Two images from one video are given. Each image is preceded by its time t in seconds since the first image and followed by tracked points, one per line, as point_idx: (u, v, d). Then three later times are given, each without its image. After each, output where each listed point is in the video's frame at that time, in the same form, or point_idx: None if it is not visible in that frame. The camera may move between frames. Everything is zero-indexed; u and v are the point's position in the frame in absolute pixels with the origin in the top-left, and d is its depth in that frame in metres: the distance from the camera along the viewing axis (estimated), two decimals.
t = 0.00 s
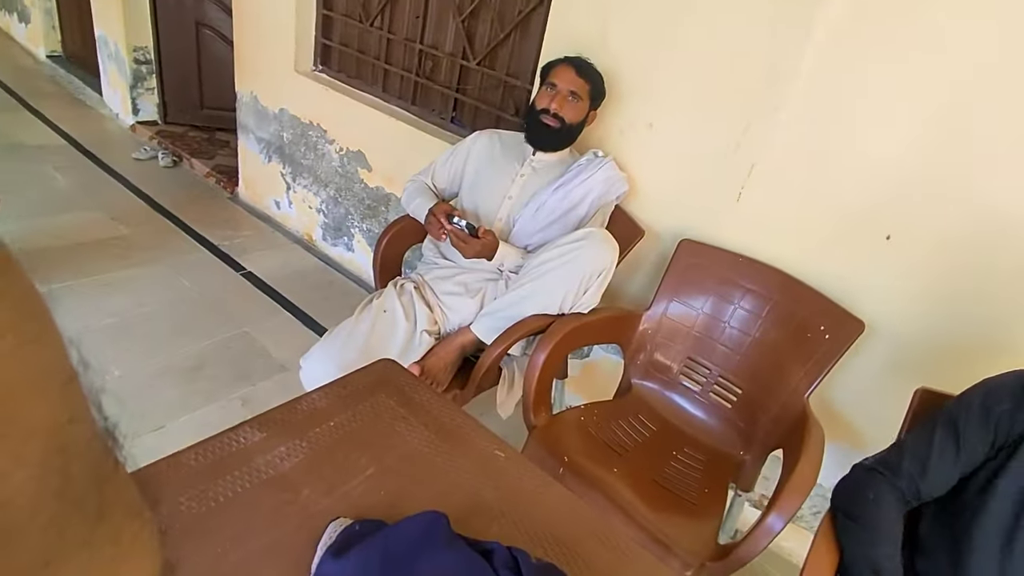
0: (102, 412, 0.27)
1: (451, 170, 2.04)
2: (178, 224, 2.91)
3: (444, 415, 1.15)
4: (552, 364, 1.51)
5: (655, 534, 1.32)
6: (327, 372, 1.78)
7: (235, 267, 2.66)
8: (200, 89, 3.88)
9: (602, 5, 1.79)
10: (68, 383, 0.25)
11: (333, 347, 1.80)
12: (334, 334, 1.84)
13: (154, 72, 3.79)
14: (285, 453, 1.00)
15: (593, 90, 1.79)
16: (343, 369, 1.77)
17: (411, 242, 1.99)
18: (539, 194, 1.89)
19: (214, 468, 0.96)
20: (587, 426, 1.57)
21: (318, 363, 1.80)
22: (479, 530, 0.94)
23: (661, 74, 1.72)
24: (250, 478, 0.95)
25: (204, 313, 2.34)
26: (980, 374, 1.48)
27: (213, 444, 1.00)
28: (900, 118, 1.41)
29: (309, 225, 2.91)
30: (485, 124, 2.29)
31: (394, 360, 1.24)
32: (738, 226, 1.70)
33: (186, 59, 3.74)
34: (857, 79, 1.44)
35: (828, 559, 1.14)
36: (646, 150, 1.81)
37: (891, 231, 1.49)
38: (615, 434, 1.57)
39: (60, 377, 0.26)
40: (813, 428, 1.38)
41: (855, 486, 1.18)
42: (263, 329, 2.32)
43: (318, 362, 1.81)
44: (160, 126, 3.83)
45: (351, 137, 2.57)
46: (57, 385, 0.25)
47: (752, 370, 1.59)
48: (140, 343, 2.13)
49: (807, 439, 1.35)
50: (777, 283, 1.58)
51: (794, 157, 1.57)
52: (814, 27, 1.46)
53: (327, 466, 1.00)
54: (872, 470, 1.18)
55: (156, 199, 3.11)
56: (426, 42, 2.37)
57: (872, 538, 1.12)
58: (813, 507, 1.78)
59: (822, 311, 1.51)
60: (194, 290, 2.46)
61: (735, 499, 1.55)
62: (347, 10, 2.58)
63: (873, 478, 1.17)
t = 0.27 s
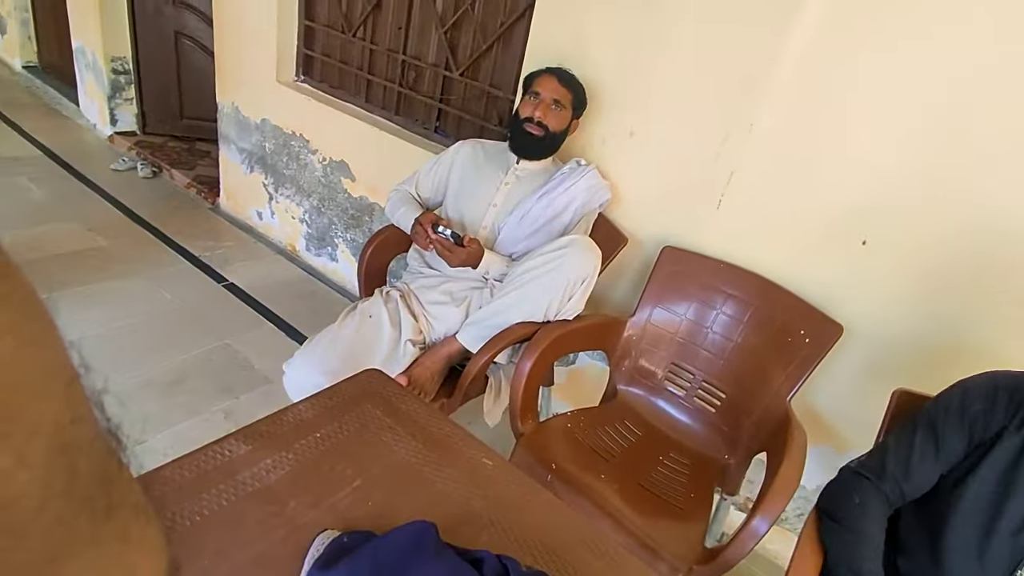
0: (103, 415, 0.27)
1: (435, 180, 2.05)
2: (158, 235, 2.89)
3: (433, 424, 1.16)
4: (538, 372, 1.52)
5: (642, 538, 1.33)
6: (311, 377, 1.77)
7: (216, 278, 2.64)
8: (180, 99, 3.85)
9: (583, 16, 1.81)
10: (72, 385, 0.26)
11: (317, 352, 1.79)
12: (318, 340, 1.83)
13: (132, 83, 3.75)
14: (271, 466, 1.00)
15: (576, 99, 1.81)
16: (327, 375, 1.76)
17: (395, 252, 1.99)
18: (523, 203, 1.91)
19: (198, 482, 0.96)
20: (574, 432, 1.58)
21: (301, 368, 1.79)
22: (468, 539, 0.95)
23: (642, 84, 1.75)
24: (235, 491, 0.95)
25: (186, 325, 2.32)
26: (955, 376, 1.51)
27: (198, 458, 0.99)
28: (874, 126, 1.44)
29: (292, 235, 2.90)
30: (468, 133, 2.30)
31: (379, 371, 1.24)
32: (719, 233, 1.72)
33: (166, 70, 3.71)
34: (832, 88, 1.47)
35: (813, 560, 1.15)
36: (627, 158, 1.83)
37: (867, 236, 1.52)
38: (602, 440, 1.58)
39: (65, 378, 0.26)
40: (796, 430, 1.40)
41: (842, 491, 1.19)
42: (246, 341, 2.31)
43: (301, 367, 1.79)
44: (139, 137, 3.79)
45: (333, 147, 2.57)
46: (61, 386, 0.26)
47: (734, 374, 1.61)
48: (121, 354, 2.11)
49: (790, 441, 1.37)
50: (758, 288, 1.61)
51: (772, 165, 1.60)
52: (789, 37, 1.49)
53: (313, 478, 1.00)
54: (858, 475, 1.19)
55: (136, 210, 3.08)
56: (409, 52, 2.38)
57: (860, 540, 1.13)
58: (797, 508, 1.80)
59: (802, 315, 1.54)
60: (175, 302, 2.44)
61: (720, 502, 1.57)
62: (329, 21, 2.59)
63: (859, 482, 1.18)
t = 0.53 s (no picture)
0: (85, 418, 0.38)
1: (427, 186, 2.05)
2: (147, 240, 2.87)
3: (424, 431, 1.16)
4: (529, 378, 1.52)
5: (633, 544, 1.33)
6: (304, 364, 1.72)
7: (206, 284, 2.63)
8: (171, 104, 3.84)
9: (575, 24, 1.82)
10: (62, 389, 0.36)
11: (313, 343, 1.76)
12: (311, 334, 1.80)
13: (122, 87, 3.74)
14: (260, 473, 1.00)
15: (569, 104, 1.82)
16: (321, 367, 1.72)
17: (387, 257, 1.99)
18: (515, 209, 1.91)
19: (187, 489, 0.95)
20: (565, 438, 1.58)
21: (293, 358, 1.75)
22: (459, 545, 0.95)
23: (633, 91, 1.76)
24: (224, 498, 0.95)
25: (175, 331, 2.31)
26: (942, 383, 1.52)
27: (186, 465, 0.99)
28: (862, 136, 1.46)
29: (283, 241, 2.89)
30: (461, 140, 2.30)
31: (369, 377, 1.24)
32: (709, 240, 1.73)
33: (157, 74, 3.70)
34: (820, 97, 1.49)
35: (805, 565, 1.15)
36: (619, 165, 1.84)
37: (855, 243, 1.54)
38: (593, 446, 1.58)
39: (56, 383, 0.36)
40: (786, 437, 1.41)
41: (837, 504, 1.20)
42: (236, 347, 2.30)
43: (296, 354, 1.75)
44: (128, 142, 3.78)
45: (325, 153, 2.57)
46: (52, 392, 0.36)
47: (724, 381, 1.62)
48: (110, 361, 2.10)
49: (780, 447, 1.38)
50: (747, 295, 1.62)
51: (761, 173, 1.61)
52: (778, 48, 1.51)
53: (302, 485, 0.99)
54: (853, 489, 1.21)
55: (125, 215, 3.06)
56: (401, 59, 2.38)
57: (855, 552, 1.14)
58: (787, 514, 1.81)
59: (791, 322, 1.54)
60: (164, 307, 2.42)
61: (711, 508, 1.57)
62: (321, 27, 2.59)
63: (854, 496, 1.20)
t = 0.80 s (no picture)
0: (85, 419, 0.37)
1: (422, 191, 2.05)
2: (140, 242, 2.86)
3: (415, 437, 1.15)
4: (521, 386, 1.52)
5: (623, 553, 1.33)
6: (305, 356, 1.70)
7: (198, 287, 2.61)
8: (166, 106, 3.83)
9: (571, 33, 1.83)
10: (59, 390, 0.35)
11: (316, 335, 1.75)
12: (313, 327, 1.79)
13: (118, 88, 3.74)
14: (249, 479, 0.99)
15: (567, 113, 1.83)
16: (324, 359, 1.71)
17: (381, 263, 1.98)
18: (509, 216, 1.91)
19: (174, 494, 0.94)
20: (557, 446, 1.58)
21: (295, 349, 1.73)
22: (449, 554, 0.94)
23: (628, 101, 1.77)
24: (211, 504, 0.94)
25: (165, 334, 2.30)
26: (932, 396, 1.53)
27: (174, 469, 0.98)
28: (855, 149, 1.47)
29: (277, 244, 2.88)
30: (456, 146, 2.31)
31: (359, 383, 1.23)
32: (702, 251, 1.74)
33: (153, 76, 3.69)
34: (814, 109, 1.50)
35: None
36: (613, 174, 1.85)
37: (847, 255, 1.54)
38: (585, 455, 1.58)
39: (54, 384, 0.35)
40: (777, 447, 1.41)
41: (830, 521, 1.19)
42: (227, 351, 2.29)
43: (297, 346, 1.73)
44: (122, 143, 3.77)
45: (320, 157, 2.57)
46: (51, 391, 0.35)
47: (716, 390, 1.62)
48: (100, 363, 2.08)
49: (771, 457, 1.38)
50: (740, 305, 1.62)
51: (755, 184, 1.62)
52: (772, 61, 1.52)
53: (291, 492, 0.98)
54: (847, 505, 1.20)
55: (118, 216, 3.05)
56: (398, 65, 2.38)
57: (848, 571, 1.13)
58: (778, 524, 1.81)
59: (783, 332, 1.55)
60: (155, 310, 2.41)
61: (702, 518, 1.57)
62: (319, 32, 2.59)
63: (846, 513, 1.19)
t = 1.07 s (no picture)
0: (82, 419, 0.43)
1: (417, 192, 2.05)
2: (134, 242, 2.85)
3: (409, 438, 1.15)
4: (516, 386, 1.52)
5: (615, 553, 1.33)
6: (313, 341, 1.70)
7: (193, 287, 2.61)
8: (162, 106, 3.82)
9: (565, 35, 1.84)
10: (60, 390, 0.41)
11: (323, 321, 1.75)
12: (319, 316, 1.79)
13: (113, 88, 3.73)
14: (241, 479, 0.99)
15: (556, 114, 1.82)
16: (332, 343, 1.71)
17: (376, 263, 1.98)
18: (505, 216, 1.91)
19: (166, 494, 0.94)
20: (552, 447, 1.58)
21: (302, 336, 1.73)
22: (442, 554, 0.94)
23: (622, 103, 1.77)
24: (203, 504, 0.94)
25: (159, 334, 2.29)
26: (924, 398, 1.54)
27: (166, 469, 0.98)
28: (847, 151, 1.48)
29: (272, 245, 2.88)
30: (452, 147, 2.31)
31: (353, 383, 1.23)
32: (697, 252, 1.74)
33: (148, 76, 3.69)
34: (807, 112, 1.50)
35: None
36: (608, 176, 1.85)
37: (840, 257, 1.55)
38: (579, 456, 1.58)
39: (56, 384, 0.40)
40: (771, 448, 1.41)
41: (825, 529, 1.19)
42: (221, 351, 2.28)
43: (304, 332, 1.73)
44: (117, 143, 3.76)
45: (315, 158, 2.57)
46: (52, 393, 0.40)
47: (711, 391, 1.62)
48: (92, 363, 2.07)
49: (764, 458, 1.38)
50: (734, 306, 1.62)
51: (748, 186, 1.62)
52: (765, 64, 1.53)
53: (284, 492, 0.98)
54: (844, 513, 1.20)
55: (112, 216, 3.04)
56: (394, 66, 2.38)
57: None
58: (772, 525, 1.81)
59: (777, 333, 1.55)
60: (149, 310, 2.40)
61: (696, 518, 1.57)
62: (315, 32, 2.59)
63: (843, 521, 1.19)
